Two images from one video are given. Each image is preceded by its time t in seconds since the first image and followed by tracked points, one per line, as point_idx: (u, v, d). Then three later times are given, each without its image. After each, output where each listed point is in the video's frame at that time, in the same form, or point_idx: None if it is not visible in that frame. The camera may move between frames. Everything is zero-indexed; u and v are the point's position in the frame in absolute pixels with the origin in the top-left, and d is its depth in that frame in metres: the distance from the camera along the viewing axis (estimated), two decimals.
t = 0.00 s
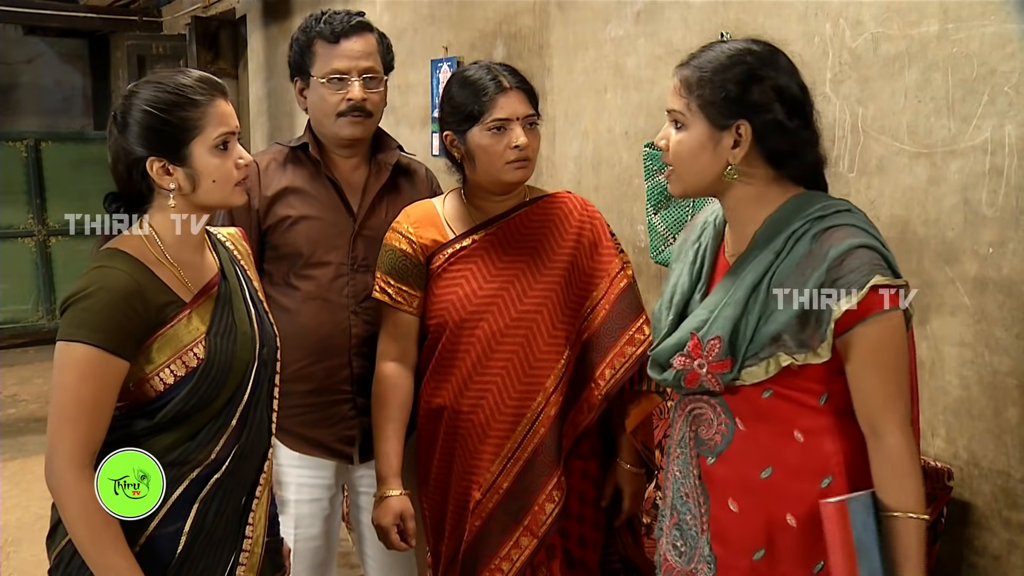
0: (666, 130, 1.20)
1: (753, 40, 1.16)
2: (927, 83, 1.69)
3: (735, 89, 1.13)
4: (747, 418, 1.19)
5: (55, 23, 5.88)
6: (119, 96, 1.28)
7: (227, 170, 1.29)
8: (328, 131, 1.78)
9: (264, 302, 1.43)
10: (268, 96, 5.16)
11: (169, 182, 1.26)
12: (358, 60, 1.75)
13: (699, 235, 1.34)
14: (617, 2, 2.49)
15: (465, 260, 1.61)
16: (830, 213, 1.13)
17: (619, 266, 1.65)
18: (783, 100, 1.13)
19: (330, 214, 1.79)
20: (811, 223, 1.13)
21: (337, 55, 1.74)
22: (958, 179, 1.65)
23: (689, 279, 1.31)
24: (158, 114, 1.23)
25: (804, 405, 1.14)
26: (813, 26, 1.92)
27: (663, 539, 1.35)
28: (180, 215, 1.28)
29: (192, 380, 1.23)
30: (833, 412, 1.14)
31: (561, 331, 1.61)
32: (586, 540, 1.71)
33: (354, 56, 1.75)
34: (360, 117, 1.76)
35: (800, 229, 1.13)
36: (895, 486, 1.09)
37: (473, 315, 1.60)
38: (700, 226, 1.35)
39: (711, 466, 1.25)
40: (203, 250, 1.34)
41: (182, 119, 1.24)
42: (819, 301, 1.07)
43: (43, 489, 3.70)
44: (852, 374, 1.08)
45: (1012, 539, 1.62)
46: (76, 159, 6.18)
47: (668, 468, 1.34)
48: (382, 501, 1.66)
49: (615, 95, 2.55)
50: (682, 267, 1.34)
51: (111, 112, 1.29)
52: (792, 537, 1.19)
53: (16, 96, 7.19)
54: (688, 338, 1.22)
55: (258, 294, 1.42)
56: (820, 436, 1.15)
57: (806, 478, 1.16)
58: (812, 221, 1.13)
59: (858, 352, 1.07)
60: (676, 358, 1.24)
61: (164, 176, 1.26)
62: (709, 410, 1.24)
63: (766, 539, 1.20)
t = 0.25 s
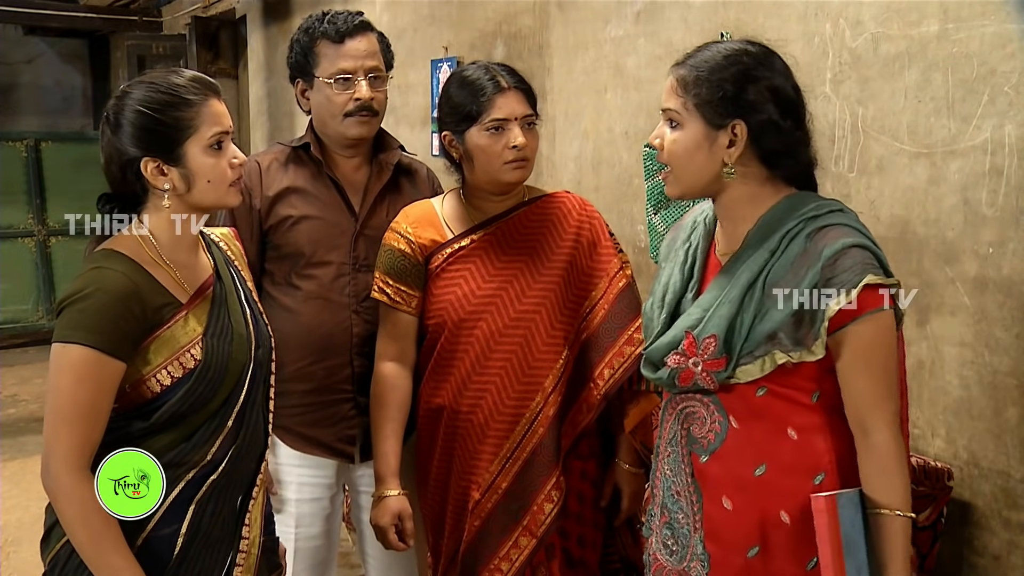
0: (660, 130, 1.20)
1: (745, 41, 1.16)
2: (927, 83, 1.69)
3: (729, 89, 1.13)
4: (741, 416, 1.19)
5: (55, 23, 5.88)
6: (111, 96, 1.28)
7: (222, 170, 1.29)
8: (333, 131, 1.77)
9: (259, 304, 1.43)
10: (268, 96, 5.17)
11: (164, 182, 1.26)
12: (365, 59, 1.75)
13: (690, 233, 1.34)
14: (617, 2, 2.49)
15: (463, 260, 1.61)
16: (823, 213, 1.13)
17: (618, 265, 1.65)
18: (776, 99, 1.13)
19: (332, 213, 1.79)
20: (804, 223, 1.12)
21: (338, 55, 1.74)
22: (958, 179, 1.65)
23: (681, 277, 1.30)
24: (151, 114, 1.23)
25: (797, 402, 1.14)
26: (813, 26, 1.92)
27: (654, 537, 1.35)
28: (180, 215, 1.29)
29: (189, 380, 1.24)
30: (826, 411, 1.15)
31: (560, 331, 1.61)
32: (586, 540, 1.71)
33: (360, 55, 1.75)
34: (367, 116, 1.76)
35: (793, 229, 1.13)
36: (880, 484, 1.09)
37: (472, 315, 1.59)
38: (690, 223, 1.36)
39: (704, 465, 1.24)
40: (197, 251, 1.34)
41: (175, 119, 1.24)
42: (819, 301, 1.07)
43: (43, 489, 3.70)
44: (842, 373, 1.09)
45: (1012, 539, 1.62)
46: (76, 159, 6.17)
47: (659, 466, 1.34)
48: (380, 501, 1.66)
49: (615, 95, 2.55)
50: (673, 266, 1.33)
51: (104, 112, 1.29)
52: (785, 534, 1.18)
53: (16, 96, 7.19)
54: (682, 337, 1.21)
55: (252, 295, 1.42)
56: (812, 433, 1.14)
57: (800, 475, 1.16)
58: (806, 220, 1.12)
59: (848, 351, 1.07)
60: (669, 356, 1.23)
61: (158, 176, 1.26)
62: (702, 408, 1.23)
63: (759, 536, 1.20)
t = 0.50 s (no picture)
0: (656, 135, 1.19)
1: (737, 42, 1.17)
2: (927, 83, 1.69)
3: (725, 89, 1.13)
4: (734, 412, 1.18)
5: (55, 23, 5.88)
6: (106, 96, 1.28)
7: (218, 172, 1.29)
8: (335, 131, 1.77)
9: (254, 305, 1.43)
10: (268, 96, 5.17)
11: (159, 183, 1.26)
12: (367, 58, 1.75)
13: (682, 229, 1.34)
14: (617, 2, 2.49)
15: (461, 259, 1.61)
16: (818, 212, 1.13)
17: (616, 265, 1.65)
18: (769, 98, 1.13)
19: (333, 214, 1.79)
20: (798, 222, 1.12)
21: (340, 55, 1.74)
22: (958, 179, 1.65)
23: (675, 273, 1.30)
24: (146, 114, 1.23)
25: (790, 400, 1.14)
26: (813, 26, 1.92)
27: (646, 532, 1.35)
28: (180, 215, 1.30)
29: (187, 381, 1.24)
30: (820, 409, 1.15)
31: (559, 331, 1.62)
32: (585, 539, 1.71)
33: (363, 55, 1.75)
34: (369, 115, 1.76)
35: (786, 228, 1.13)
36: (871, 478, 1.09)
37: (471, 315, 1.60)
38: (683, 220, 1.35)
39: (697, 460, 1.24)
40: (191, 252, 1.34)
41: (171, 120, 1.24)
42: (819, 301, 1.07)
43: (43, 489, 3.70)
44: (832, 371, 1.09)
45: (1012, 539, 1.62)
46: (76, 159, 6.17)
47: (653, 461, 1.33)
48: (378, 501, 1.66)
49: (615, 95, 2.55)
50: (666, 262, 1.33)
51: (99, 112, 1.29)
52: (777, 530, 1.18)
53: (15, 96, 7.19)
54: (676, 333, 1.21)
55: (247, 295, 1.42)
56: (804, 430, 1.14)
57: (792, 471, 1.16)
58: (800, 219, 1.13)
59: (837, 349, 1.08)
60: (663, 351, 1.23)
61: (154, 177, 1.26)
62: (695, 404, 1.23)
63: (752, 533, 1.19)
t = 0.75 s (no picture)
0: (666, 168, 1.14)
1: (712, 52, 1.14)
2: (927, 83, 1.69)
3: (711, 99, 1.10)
4: (735, 413, 1.18)
5: (55, 23, 5.88)
6: (110, 95, 1.28)
7: (220, 174, 1.29)
8: (336, 132, 1.77)
9: (258, 303, 1.43)
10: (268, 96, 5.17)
11: (161, 184, 1.26)
12: (368, 59, 1.75)
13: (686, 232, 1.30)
14: (617, 2, 2.49)
15: (461, 259, 1.61)
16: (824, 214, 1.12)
17: (615, 266, 1.65)
18: (760, 105, 1.11)
19: (333, 215, 1.79)
20: (805, 224, 1.11)
21: (341, 56, 1.74)
22: (958, 179, 1.65)
23: (679, 277, 1.26)
24: (150, 116, 1.23)
25: (792, 400, 1.14)
26: (813, 26, 1.92)
27: (646, 533, 1.35)
28: (180, 215, 1.30)
29: (190, 380, 1.24)
30: (824, 409, 1.13)
31: (558, 331, 1.62)
32: (585, 540, 1.70)
33: (364, 56, 1.75)
34: (370, 117, 1.76)
35: (791, 228, 1.12)
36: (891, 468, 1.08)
37: (470, 315, 1.60)
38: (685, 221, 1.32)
39: (698, 463, 1.23)
40: (195, 249, 1.34)
41: (175, 122, 1.24)
42: (819, 301, 1.06)
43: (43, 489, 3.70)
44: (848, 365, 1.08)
45: (1012, 539, 1.62)
46: (76, 159, 6.17)
47: (654, 464, 1.34)
48: (377, 501, 1.66)
49: (615, 95, 2.55)
50: (669, 267, 1.29)
51: (103, 111, 1.29)
52: (775, 531, 1.18)
53: (16, 96, 7.20)
54: (682, 335, 1.19)
55: (252, 294, 1.42)
56: (807, 430, 1.14)
57: (791, 472, 1.15)
58: (806, 221, 1.11)
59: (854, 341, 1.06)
60: (669, 354, 1.20)
61: (156, 178, 1.26)
62: (697, 407, 1.22)
63: (749, 532, 1.19)
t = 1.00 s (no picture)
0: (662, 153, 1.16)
1: (731, 51, 1.13)
2: (927, 83, 1.69)
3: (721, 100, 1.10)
4: (755, 419, 1.18)
5: (56, 23, 5.88)
6: (123, 91, 1.28)
7: (227, 175, 1.29)
8: (335, 132, 1.77)
9: (267, 300, 1.43)
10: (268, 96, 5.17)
11: (169, 183, 1.26)
12: (368, 60, 1.76)
13: (688, 234, 1.29)
14: (618, 2, 2.49)
15: (460, 260, 1.61)
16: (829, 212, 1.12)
17: (614, 266, 1.64)
18: (772, 108, 1.11)
19: (332, 216, 1.79)
20: (811, 223, 1.12)
21: (341, 56, 1.74)
22: (958, 179, 1.65)
23: (687, 281, 1.25)
24: (161, 116, 1.23)
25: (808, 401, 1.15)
26: (813, 26, 1.92)
27: (662, 541, 1.34)
28: (179, 215, 1.28)
29: (199, 377, 1.24)
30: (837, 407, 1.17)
31: (556, 332, 1.61)
32: (584, 541, 1.70)
33: (364, 56, 1.75)
34: (370, 117, 1.76)
35: (799, 228, 1.12)
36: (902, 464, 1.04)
37: (467, 316, 1.60)
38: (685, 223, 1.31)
39: (717, 470, 1.22)
40: (204, 249, 1.33)
41: (184, 122, 1.24)
42: (819, 302, 1.08)
43: (43, 489, 3.70)
44: (858, 361, 1.06)
45: (1012, 539, 1.62)
46: (76, 159, 6.17)
47: (667, 472, 1.32)
48: (376, 502, 1.66)
49: (615, 95, 2.55)
50: (675, 273, 1.27)
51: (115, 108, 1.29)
52: (800, 533, 1.18)
53: (16, 96, 7.20)
54: (697, 342, 1.18)
55: (261, 291, 1.42)
56: (825, 431, 1.16)
57: (814, 473, 1.16)
58: (813, 220, 1.12)
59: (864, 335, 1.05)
60: (685, 362, 1.20)
61: (164, 177, 1.26)
62: (714, 415, 1.22)
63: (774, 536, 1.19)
